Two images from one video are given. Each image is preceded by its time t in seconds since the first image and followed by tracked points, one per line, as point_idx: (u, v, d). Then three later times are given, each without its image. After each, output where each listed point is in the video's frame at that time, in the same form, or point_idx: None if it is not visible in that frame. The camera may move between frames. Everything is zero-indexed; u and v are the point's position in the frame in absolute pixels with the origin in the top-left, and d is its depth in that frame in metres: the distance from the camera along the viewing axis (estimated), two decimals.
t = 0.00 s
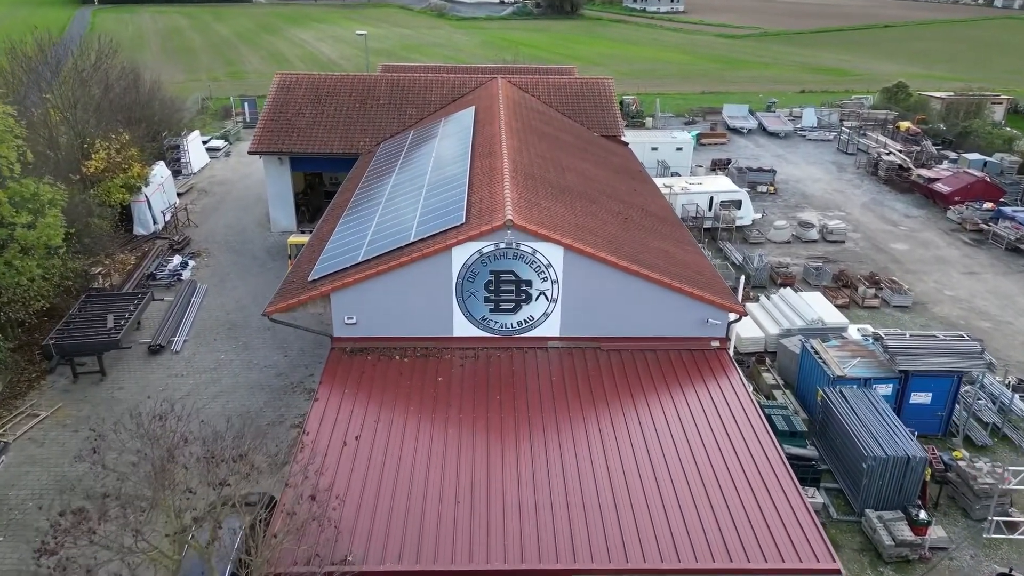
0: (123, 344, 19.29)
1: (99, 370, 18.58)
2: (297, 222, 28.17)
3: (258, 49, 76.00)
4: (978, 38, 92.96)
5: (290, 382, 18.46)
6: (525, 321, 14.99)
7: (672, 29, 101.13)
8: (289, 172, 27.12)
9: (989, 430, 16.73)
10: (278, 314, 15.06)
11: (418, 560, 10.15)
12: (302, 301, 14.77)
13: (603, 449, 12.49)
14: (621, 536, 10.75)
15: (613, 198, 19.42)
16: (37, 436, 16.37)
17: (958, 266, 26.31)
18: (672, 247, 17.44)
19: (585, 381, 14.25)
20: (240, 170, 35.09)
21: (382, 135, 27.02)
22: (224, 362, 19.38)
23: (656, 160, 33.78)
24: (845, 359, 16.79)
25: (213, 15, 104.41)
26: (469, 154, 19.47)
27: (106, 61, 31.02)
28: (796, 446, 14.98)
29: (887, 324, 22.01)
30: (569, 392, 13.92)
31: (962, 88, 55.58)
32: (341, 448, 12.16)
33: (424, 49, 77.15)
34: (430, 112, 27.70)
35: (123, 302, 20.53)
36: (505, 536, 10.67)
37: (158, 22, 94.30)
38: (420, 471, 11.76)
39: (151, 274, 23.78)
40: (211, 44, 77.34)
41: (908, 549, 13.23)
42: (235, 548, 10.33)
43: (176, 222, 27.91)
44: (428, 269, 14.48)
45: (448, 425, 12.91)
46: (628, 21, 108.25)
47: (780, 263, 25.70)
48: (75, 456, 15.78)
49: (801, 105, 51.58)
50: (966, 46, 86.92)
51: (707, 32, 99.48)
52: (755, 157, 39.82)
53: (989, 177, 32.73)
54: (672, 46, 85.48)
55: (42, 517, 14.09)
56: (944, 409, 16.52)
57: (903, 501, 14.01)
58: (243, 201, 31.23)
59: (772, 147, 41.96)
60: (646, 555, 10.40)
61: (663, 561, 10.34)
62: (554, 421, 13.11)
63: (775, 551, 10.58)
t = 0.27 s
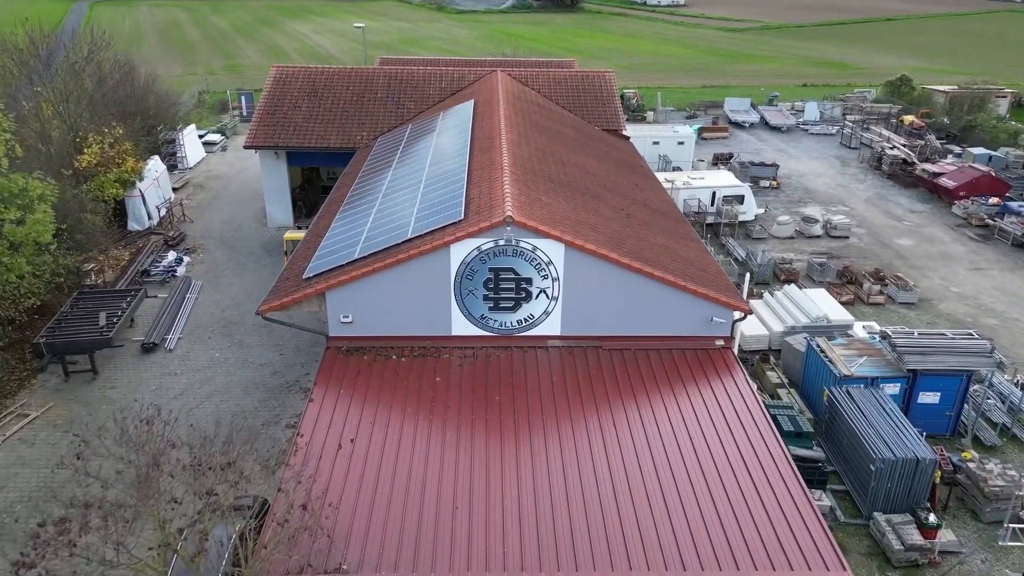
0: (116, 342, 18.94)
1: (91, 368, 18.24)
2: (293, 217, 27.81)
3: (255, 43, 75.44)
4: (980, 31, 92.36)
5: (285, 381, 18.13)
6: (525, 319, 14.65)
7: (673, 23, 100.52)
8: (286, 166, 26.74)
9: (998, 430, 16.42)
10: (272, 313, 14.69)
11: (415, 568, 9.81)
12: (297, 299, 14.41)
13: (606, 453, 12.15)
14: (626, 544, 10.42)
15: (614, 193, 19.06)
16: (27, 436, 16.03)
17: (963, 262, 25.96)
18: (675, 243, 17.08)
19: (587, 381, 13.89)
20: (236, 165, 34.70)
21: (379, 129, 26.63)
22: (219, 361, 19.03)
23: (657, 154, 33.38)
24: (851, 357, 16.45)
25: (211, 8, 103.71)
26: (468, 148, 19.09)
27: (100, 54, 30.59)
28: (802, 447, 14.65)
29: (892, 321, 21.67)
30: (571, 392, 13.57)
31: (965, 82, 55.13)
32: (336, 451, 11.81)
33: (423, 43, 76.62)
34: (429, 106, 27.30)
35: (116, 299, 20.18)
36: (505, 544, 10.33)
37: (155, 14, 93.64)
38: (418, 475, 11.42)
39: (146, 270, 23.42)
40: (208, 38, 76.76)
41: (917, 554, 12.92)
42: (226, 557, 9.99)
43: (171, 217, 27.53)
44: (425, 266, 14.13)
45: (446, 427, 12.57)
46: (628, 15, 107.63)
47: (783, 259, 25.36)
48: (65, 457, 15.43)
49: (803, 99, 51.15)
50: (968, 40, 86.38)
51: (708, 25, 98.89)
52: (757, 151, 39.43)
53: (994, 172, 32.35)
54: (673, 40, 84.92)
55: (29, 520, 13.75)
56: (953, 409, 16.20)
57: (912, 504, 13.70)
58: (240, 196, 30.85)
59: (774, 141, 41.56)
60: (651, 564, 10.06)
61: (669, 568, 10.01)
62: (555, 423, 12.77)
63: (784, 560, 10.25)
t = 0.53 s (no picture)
0: (108, 340, 18.60)
1: (83, 368, 17.90)
2: (290, 213, 27.44)
3: (253, 36, 74.86)
4: (982, 25, 91.71)
5: (280, 381, 17.79)
6: (525, 318, 14.31)
7: (673, 16, 99.88)
8: (282, 161, 26.36)
9: (1007, 430, 16.11)
10: (265, 312, 14.35)
11: None
12: (291, 297, 14.06)
13: (608, 455, 11.82)
14: (629, 551, 10.11)
15: (616, 189, 18.70)
16: (16, 437, 15.72)
17: (969, 259, 25.61)
18: (678, 240, 16.73)
19: (588, 382, 13.56)
20: (233, 160, 34.31)
21: (377, 124, 26.24)
22: (213, 359, 18.70)
23: (659, 149, 33.00)
24: (858, 357, 16.13)
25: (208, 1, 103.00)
26: (467, 143, 18.73)
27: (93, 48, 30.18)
28: (808, 448, 14.33)
29: (898, 318, 21.34)
30: (572, 393, 13.25)
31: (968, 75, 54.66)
32: (331, 455, 11.50)
33: (422, 36, 76.05)
34: (427, 100, 26.90)
35: (108, 296, 19.83)
36: (504, 551, 10.02)
37: (152, 8, 92.96)
38: (414, 480, 11.10)
39: (139, 267, 23.06)
40: (205, 31, 76.17)
41: (926, 558, 12.62)
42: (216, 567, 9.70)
43: (166, 213, 27.16)
44: (422, 264, 13.78)
45: (444, 429, 12.25)
46: (628, 8, 106.93)
47: (787, 255, 25.02)
48: (55, 458, 15.10)
49: (805, 92, 50.70)
50: (970, 33, 85.75)
51: (708, 19, 98.27)
52: (759, 145, 39.04)
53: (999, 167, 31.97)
54: (673, 34, 84.36)
55: (16, 524, 13.42)
56: (961, 409, 15.89)
57: (921, 506, 13.40)
58: (236, 191, 30.47)
59: (777, 135, 41.17)
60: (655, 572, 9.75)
61: None
62: (556, 424, 12.46)
63: (792, 568, 9.94)
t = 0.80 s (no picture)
0: (101, 339, 18.28)
1: (75, 367, 17.59)
2: (287, 209, 27.09)
3: (250, 30, 74.30)
4: (984, 18, 91.14)
5: (276, 380, 17.47)
6: (525, 317, 13.99)
7: (673, 10, 99.31)
8: (279, 157, 26.00)
9: (1016, 430, 15.82)
10: (259, 311, 14.02)
11: None
12: (286, 296, 13.73)
13: (611, 458, 11.52)
14: (632, 557, 9.83)
15: (618, 185, 18.36)
16: (6, 439, 15.40)
17: (974, 255, 25.29)
18: (681, 237, 16.40)
19: (591, 382, 13.24)
20: (229, 155, 33.93)
21: (375, 118, 25.87)
22: (207, 358, 18.37)
23: (660, 144, 32.65)
24: (864, 356, 15.82)
25: None
26: (465, 138, 18.39)
27: (87, 42, 29.79)
28: (815, 450, 14.03)
29: (903, 316, 21.03)
30: (573, 394, 12.95)
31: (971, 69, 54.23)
32: (326, 458, 11.20)
33: (421, 30, 75.51)
34: (425, 94, 26.53)
35: (101, 294, 19.50)
36: (503, 560, 9.71)
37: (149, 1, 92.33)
38: (411, 484, 10.81)
39: (134, 264, 22.72)
40: (203, 25, 75.61)
41: (936, 563, 12.33)
42: None
43: (161, 209, 26.82)
44: (420, 262, 13.45)
45: (442, 431, 11.95)
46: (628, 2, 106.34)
47: (790, 252, 24.69)
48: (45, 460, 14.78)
49: (807, 87, 50.30)
50: (972, 27, 85.26)
51: (709, 13, 97.66)
52: (761, 140, 38.67)
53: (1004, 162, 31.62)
54: (674, 27, 83.84)
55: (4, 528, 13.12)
56: (970, 409, 15.60)
57: (930, 509, 13.12)
58: (232, 187, 30.11)
59: (779, 130, 40.81)
60: None
61: None
62: (557, 426, 12.16)
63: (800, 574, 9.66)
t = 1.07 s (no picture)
0: (93, 338, 18.00)
1: (67, 366, 17.31)
2: (283, 204, 26.77)
3: (248, 24, 73.76)
4: (986, 12, 90.59)
5: (271, 379, 17.18)
6: (525, 317, 13.70)
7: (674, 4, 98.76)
8: (275, 152, 25.66)
9: None
10: (253, 311, 13.70)
11: None
12: (280, 295, 13.43)
13: (613, 461, 11.22)
14: (636, 564, 9.55)
15: (619, 181, 18.05)
16: None
17: (979, 251, 25.00)
18: (684, 234, 16.11)
19: (592, 383, 12.94)
20: (226, 150, 33.58)
21: (372, 112, 25.51)
22: (202, 357, 18.07)
23: (661, 138, 32.31)
24: (870, 354, 15.54)
25: None
26: (464, 132, 18.07)
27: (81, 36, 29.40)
28: (821, 452, 13.74)
29: (908, 313, 20.74)
30: (575, 394, 12.67)
31: (974, 64, 53.83)
32: (321, 462, 10.93)
33: (420, 24, 74.99)
34: (424, 88, 26.17)
35: (95, 292, 19.20)
36: (503, 568, 9.42)
37: None
38: (408, 488, 10.54)
39: (128, 261, 22.42)
40: (200, 19, 75.09)
41: (944, 568, 12.07)
42: None
43: (157, 204, 26.49)
44: (417, 260, 13.13)
45: (440, 433, 11.66)
46: None
47: (793, 248, 24.40)
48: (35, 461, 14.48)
49: (809, 81, 49.92)
50: (974, 20, 84.74)
51: (709, 6, 97.09)
52: (763, 135, 38.33)
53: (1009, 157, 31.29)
54: (674, 21, 83.37)
55: None
56: (977, 409, 15.33)
57: (938, 512, 12.85)
58: (229, 182, 29.79)
59: (780, 125, 40.48)
60: None
61: None
62: (558, 427, 11.88)
63: None
